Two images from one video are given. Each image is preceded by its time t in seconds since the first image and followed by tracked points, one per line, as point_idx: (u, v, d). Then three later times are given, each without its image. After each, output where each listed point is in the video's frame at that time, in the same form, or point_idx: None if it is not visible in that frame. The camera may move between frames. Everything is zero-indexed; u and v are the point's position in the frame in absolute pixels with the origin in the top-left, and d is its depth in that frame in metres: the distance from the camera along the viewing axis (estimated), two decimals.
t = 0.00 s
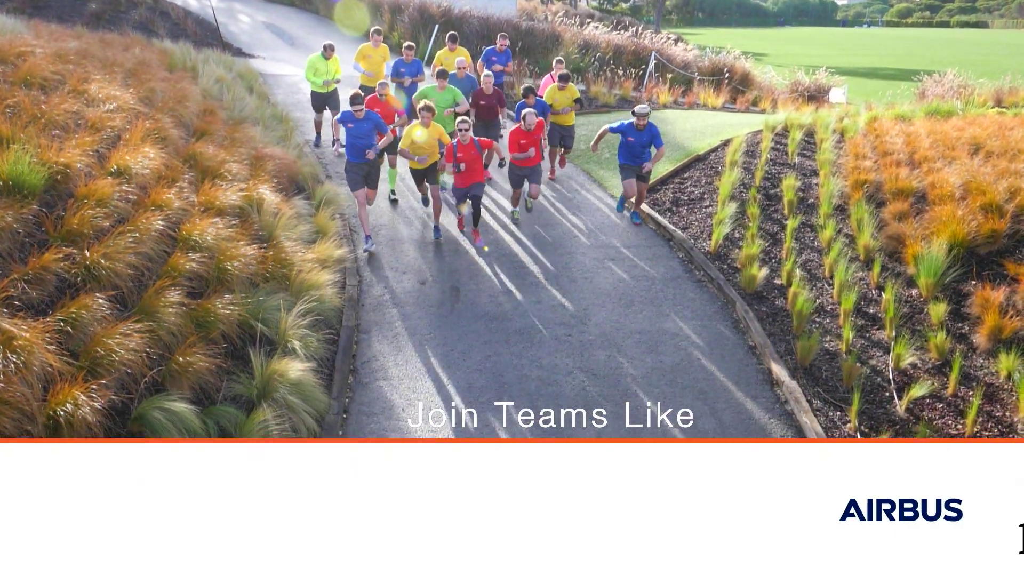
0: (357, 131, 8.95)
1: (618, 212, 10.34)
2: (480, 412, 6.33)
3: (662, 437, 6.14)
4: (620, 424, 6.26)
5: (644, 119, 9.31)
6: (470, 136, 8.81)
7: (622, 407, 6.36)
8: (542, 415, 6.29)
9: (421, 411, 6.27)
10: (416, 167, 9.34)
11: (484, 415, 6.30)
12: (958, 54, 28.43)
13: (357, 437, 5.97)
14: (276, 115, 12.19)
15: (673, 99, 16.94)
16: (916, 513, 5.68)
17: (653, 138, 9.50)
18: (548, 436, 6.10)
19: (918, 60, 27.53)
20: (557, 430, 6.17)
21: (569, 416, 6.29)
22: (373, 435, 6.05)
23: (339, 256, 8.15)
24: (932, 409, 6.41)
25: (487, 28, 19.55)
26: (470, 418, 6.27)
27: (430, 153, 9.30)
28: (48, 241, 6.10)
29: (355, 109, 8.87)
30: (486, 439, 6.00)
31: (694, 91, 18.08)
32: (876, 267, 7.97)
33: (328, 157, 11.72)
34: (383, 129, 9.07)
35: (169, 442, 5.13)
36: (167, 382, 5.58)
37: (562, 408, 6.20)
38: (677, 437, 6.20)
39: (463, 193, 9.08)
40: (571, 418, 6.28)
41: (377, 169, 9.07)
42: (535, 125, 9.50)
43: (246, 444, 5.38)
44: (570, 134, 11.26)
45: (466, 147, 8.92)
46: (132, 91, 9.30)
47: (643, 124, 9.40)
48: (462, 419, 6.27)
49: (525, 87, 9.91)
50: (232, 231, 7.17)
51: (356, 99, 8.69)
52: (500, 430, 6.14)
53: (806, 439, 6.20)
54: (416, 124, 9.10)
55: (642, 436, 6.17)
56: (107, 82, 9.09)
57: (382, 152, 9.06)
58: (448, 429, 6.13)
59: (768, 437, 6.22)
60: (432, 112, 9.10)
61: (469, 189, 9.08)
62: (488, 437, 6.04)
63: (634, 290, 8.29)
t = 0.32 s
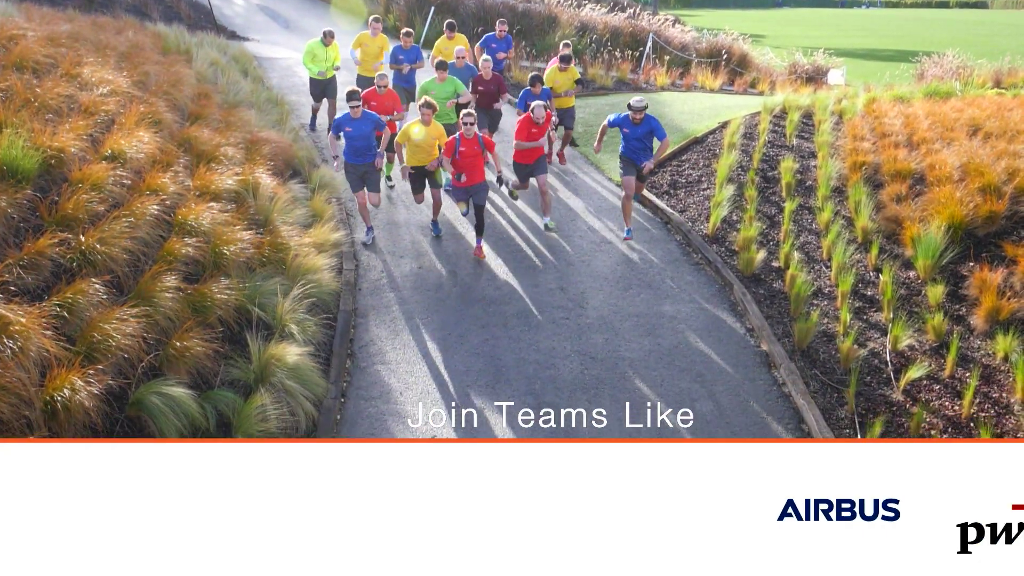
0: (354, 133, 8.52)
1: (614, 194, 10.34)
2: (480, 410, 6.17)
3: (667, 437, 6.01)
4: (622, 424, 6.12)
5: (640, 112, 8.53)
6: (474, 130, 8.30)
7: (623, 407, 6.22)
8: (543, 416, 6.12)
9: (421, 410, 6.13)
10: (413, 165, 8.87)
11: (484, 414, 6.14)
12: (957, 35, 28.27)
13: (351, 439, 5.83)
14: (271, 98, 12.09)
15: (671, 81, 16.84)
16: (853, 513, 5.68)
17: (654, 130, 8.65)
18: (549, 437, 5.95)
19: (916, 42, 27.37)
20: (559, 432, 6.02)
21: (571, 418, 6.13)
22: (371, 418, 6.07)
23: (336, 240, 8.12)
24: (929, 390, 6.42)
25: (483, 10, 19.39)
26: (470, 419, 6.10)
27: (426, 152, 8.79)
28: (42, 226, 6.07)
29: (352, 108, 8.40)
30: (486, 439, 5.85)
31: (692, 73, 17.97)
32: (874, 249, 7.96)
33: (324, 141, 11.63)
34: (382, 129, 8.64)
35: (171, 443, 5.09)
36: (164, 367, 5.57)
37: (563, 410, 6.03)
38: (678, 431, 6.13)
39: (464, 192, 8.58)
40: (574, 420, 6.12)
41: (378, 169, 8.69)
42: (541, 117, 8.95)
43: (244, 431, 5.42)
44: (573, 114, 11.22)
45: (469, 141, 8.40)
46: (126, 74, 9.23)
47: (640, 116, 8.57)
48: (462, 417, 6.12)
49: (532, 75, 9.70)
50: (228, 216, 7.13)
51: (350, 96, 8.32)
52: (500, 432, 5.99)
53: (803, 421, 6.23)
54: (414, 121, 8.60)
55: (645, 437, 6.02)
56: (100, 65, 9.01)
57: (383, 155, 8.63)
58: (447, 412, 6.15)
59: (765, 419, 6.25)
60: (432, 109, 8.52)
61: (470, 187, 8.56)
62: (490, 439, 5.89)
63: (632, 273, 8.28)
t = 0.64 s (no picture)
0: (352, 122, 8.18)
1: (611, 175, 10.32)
2: (480, 410, 6.02)
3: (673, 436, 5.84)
4: (622, 422, 5.99)
5: (638, 112, 8.18)
6: (478, 135, 7.75)
7: (623, 407, 6.09)
8: (543, 416, 5.99)
9: (422, 410, 5.99)
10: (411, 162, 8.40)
11: (484, 412, 5.99)
12: (954, 13, 28.09)
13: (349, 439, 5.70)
14: (266, 82, 11.99)
15: (668, 62, 16.73)
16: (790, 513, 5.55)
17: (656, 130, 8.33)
18: (549, 439, 5.81)
19: (913, 21, 27.19)
20: (559, 433, 5.88)
21: (572, 418, 5.98)
22: (370, 403, 6.08)
23: (332, 224, 8.09)
24: (927, 369, 6.43)
25: None
26: (471, 419, 5.96)
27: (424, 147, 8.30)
28: (37, 212, 6.03)
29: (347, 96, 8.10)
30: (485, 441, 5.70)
31: (689, 53, 17.84)
32: (872, 229, 7.95)
33: (319, 124, 11.55)
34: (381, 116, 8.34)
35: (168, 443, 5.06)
36: (161, 353, 5.56)
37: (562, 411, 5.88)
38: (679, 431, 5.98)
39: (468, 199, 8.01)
40: (574, 421, 5.96)
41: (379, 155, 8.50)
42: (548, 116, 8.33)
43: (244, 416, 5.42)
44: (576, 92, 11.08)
45: (471, 147, 7.84)
46: (118, 58, 9.15)
47: (638, 118, 8.22)
48: (463, 413, 6.01)
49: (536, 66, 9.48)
50: (223, 200, 7.09)
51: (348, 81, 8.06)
52: (501, 433, 5.86)
53: (801, 401, 6.25)
54: (409, 115, 8.15)
55: (644, 438, 5.87)
56: (92, 49, 8.92)
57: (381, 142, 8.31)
58: (445, 395, 6.17)
59: (763, 400, 6.26)
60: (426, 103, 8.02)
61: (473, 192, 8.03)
62: (491, 440, 5.75)
63: (630, 255, 8.27)
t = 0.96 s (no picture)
0: (350, 120, 7.71)
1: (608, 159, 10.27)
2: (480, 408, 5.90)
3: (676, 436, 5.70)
4: (623, 422, 5.85)
5: (641, 109, 7.70)
6: (473, 135, 7.29)
7: (624, 407, 5.94)
8: (543, 416, 5.85)
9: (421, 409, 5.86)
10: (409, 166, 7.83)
11: (485, 412, 5.86)
12: None
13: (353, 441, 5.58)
14: (260, 67, 11.88)
15: (664, 45, 16.62)
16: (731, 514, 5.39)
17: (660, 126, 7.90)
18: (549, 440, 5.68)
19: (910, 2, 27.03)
20: (559, 434, 5.75)
21: (572, 418, 5.84)
22: (368, 388, 6.08)
23: (328, 210, 8.06)
24: (924, 351, 6.43)
25: None
26: (472, 419, 5.83)
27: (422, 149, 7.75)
28: (30, 200, 5.99)
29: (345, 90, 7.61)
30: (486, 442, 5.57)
31: (686, 36, 17.72)
32: (869, 211, 7.93)
33: (314, 109, 11.46)
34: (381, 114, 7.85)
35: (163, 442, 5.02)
36: (158, 340, 5.54)
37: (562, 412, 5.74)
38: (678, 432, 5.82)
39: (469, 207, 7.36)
40: (574, 421, 5.83)
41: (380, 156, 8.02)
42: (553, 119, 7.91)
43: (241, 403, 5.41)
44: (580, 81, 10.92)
45: (467, 149, 7.38)
46: (110, 44, 9.06)
47: (639, 115, 7.75)
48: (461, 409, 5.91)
49: (537, 58, 9.22)
50: (218, 187, 7.05)
51: (346, 76, 7.57)
52: (500, 433, 5.73)
53: (799, 383, 6.25)
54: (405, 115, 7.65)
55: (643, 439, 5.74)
56: (83, 35, 8.83)
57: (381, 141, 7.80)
58: (443, 380, 6.17)
59: (760, 383, 6.27)
60: (421, 101, 7.47)
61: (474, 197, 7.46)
62: (490, 441, 5.63)
63: (627, 239, 8.24)
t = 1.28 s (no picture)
0: (349, 134, 7.01)
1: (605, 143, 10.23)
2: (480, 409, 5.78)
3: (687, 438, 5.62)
4: (622, 423, 5.73)
5: (644, 115, 6.82)
6: (471, 149, 6.59)
7: (624, 405, 5.83)
8: (543, 416, 5.73)
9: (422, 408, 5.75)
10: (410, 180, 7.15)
11: (484, 411, 5.76)
12: None
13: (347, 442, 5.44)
14: (254, 53, 11.79)
15: (661, 28, 16.52)
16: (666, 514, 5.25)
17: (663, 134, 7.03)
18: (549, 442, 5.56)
19: None
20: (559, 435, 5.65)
21: (572, 418, 5.74)
22: (366, 375, 6.08)
23: (324, 196, 8.02)
24: (921, 334, 6.43)
25: None
26: (472, 419, 5.72)
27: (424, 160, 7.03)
28: (24, 187, 5.95)
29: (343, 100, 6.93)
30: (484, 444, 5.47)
31: (682, 19, 17.62)
32: (866, 195, 7.91)
33: (309, 95, 11.38)
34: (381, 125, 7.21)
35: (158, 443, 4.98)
36: (154, 328, 5.53)
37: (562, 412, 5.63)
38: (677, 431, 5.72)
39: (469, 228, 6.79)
40: (573, 421, 5.73)
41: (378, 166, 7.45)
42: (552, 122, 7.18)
43: (238, 390, 5.41)
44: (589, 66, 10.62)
45: (465, 165, 6.64)
46: (102, 29, 8.97)
47: (644, 122, 6.87)
48: (461, 399, 5.89)
49: (539, 55, 8.70)
50: (212, 173, 7.01)
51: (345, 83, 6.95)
52: (500, 433, 5.62)
53: (796, 367, 6.26)
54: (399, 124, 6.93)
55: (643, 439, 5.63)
56: (74, 21, 8.74)
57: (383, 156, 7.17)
58: (440, 367, 6.17)
59: (757, 367, 6.28)
60: (415, 105, 6.93)
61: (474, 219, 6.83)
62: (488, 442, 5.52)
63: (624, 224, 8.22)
